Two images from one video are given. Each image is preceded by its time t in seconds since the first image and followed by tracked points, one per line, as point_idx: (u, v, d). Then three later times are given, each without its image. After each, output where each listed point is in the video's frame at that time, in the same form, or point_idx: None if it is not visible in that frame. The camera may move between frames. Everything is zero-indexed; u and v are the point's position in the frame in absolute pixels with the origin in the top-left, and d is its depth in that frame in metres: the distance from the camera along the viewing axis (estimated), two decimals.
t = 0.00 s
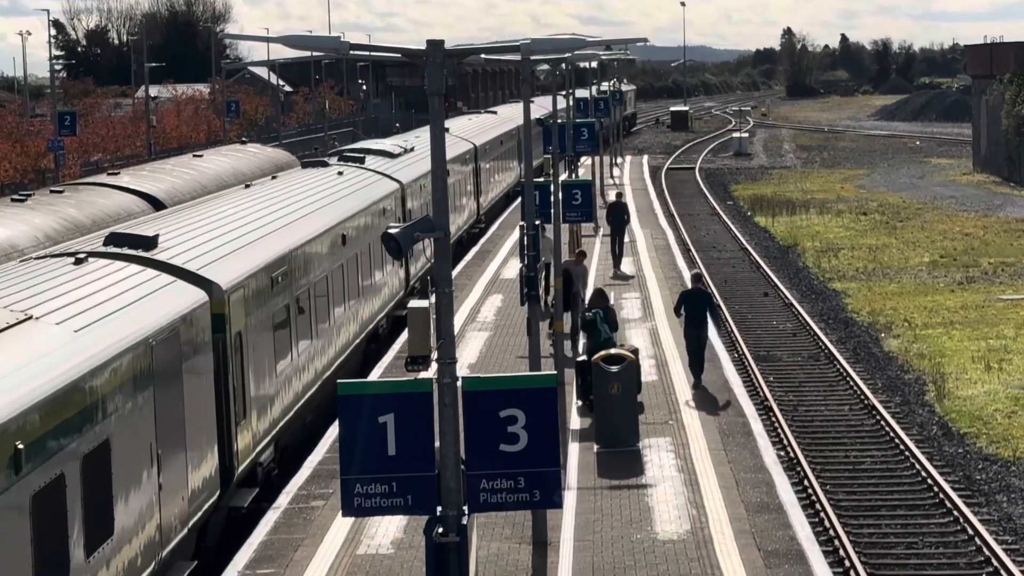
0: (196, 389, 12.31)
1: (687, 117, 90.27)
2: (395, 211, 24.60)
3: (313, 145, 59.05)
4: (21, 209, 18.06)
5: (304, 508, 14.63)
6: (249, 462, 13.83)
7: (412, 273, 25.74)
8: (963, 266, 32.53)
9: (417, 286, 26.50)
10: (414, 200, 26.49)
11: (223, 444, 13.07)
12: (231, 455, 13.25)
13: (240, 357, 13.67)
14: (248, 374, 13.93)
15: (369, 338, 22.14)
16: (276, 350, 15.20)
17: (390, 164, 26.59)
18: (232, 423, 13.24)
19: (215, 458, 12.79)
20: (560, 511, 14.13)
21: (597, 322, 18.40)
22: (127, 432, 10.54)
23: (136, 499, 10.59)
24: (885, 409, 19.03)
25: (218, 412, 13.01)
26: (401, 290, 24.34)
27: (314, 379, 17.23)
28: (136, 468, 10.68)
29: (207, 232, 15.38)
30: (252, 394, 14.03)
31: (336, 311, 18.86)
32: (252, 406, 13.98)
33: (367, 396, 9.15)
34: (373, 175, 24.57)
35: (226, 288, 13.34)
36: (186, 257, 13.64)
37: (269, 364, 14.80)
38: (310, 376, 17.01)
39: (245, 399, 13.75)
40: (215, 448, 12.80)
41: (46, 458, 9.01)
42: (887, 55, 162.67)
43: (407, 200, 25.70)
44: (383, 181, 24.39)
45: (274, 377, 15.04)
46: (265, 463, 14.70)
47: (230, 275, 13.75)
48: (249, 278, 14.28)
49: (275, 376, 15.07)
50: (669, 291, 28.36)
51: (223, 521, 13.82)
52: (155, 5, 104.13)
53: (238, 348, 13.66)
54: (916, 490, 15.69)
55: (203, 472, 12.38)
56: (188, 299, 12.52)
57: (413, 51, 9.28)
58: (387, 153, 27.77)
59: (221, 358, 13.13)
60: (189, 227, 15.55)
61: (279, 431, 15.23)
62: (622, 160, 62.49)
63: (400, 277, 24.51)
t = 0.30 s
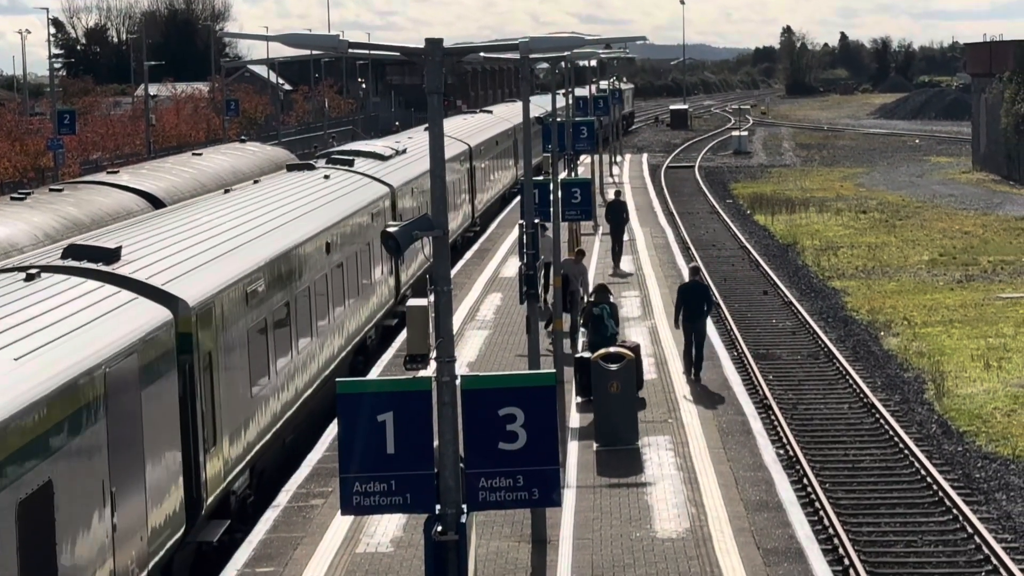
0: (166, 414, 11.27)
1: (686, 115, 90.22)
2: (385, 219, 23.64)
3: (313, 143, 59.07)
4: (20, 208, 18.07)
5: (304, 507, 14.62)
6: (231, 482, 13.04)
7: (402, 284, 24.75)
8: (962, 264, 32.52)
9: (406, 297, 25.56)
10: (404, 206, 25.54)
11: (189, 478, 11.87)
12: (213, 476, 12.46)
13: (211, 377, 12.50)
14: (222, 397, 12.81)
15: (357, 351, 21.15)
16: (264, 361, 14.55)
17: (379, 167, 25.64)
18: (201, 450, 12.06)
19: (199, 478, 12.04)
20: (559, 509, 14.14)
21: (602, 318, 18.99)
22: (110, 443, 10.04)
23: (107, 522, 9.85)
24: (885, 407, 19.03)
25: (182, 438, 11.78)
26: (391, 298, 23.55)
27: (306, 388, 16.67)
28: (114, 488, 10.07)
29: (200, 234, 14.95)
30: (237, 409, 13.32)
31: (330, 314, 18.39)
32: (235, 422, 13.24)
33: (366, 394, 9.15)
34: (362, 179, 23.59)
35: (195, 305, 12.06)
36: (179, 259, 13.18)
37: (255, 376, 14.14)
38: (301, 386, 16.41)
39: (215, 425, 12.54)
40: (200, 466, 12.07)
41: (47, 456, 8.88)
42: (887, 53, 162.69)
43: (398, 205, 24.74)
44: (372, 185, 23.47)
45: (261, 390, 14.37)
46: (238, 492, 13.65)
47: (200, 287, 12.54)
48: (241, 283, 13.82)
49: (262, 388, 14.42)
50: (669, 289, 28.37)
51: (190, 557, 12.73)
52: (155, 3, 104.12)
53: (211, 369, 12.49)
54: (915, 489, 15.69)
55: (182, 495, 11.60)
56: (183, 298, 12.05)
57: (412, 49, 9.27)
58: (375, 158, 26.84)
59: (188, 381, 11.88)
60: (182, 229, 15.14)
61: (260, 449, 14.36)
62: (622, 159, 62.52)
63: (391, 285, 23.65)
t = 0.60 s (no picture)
0: (126, 446, 10.31)
1: (686, 115, 90.21)
2: (376, 225, 22.59)
3: (314, 143, 59.02)
4: (21, 208, 18.05)
5: (305, 506, 14.63)
6: (219, 495, 12.71)
7: (394, 294, 23.71)
8: (962, 263, 32.48)
9: (398, 307, 24.51)
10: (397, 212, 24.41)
11: (151, 515, 10.86)
12: (200, 490, 12.09)
13: (177, 409, 11.49)
14: (190, 426, 11.80)
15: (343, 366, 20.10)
16: (254, 368, 14.27)
17: (372, 171, 24.50)
18: (167, 482, 11.09)
19: (188, 490, 11.71)
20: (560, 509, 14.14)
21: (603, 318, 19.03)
22: (108, 445, 9.93)
23: (90, 538, 9.56)
24: (885, 406, 19.03)
25: (145, 466, 10.78)
26: (381, 308, 22.70)
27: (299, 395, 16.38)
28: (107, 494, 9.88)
29: (193, 237, 14.77)
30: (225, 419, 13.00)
31: (325, 318, 18.17)
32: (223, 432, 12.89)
33: (367, 393, 9.16)
34: (351, 184, 22.53)
35: (159, 325, 11.05)
36: (171, 263, 13.02)
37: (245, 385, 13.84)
38: (288, 400, 15.80)
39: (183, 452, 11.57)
40: (189, 478, 11.74)
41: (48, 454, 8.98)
42: (887, 53, 162.69)
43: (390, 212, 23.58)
44: (362, 190, 22.41)
45: (251, 399, 14.05)
46: (211, 525, 12.66)
47: (167, 305, 11.55)
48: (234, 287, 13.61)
49: (252, 397, 14.11)
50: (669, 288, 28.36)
51: None
52: (155, 3, 104.09)
53: (177, 395, 11.50)
54: (916, 488, 15.69)
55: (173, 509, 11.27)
56: (178, 299, 11.91)
57: (413, 49, 9.27)
58: (367, 162, 25.70)
59: (150, 408, 10.88)
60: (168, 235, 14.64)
61: (239, 474, 13.57)
62: (623, 158, 62.47)
63: (381, 293, 22.76)
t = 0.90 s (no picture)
0: (81, 487, 9.29)
1: (688, 115, 90.21)
2: (367, 234, 21.48)
3: (316, 143, 59.05)
4: (23, 208, 18.06)
5: (307, 507, 14.63)
6: (217, 501, 12.54)
7: (387, 304, 22.60)
8: (965, 264, 32.49)
9: (391, 318, 23.44)
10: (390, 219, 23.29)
11: (109, 559, 9.75)
12: (196, 496, 11.91)
13: (139, 445, 10.39)
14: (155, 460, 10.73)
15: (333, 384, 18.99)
16: (253, 371, 14.12)
17: (364, 177, 23.36)
18: (128, 524, 9.99)
19: (184, 497, 11.54)
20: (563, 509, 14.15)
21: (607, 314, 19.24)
22: (73, 474, 9.16)
23: None
24: (888, 406, 19.03)
25: (101, 507, 9.70)
26: (375, 321, 21.70)
27: (299, 397, 16.24)
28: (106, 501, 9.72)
29: (190, 239, 14.68)
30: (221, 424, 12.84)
31: (324, 323, 17.84)
32: (218, 437, 12.71)
33: (370, 394, 9.16)
34: (341, 190, 21.42)
35: (118, 350, 10.01)
36: (168, 265, 12.93)
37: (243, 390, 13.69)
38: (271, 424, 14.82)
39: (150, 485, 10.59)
40: (185, 484, 11.58)
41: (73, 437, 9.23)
42: (889, 54, 162.69)
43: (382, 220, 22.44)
44: (351, 197, 21.27)
45: (249, 404, 13.89)
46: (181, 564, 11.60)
47: (130, 331, 10.49)
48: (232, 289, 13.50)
49: (251, 401, 13.95)
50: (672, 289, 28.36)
51: None
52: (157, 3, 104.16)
53: (140, 428, 10.45)
54: (919, 488, 15.69)
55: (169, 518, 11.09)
56: (174, 303, 11.81)
57: (416, 49, 9.26)
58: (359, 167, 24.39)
59: (109, 444, 9.81)
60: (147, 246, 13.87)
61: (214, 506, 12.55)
62: (625, 158, 62.49)
63: (374, 304, 21.70)
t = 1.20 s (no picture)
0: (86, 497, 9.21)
1: (691, 116, 90.22)
2: (357, 242, 20.42)
3: (319, 145, 59.11)
4: (26, 210, 18.08)
5: (310, 509, 14.63)
6: (215, 509, 12.40)
7: (377, 317, 21.56)
8: (968, 265, 32.48)
9: (383, 332, 22.43)
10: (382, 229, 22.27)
11: None
12: (183, 515, 11.48)
13: (90, 486, 9.29)
14: (110, 498, 9.67)
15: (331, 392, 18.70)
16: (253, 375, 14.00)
17: (355, 183, 22.36)
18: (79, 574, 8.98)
19: (182, 505, 11.42)
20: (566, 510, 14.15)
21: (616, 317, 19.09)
22: (20, 520, 8.14)
23: None
24: (891, 408, 19.02)
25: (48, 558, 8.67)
26: (365, 335, 20.64)
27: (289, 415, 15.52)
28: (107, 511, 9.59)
29: (193, 240, 14.61)
30: (221, 430, 12.71)
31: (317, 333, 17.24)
32: (218, 443, 12.59)
33: (373, 395, 9.15)
34: (332, 199, 20.35)
35: (70, 383, 8.94)
36: (163, 271, 12.58)
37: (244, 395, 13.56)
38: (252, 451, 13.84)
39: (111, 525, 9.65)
40: (183, 491, 11.46)
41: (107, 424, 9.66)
42: (893, 55, 162.61)
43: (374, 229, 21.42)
44: (341, 205, 20.18)
45: (249, 409, 13.76)
46: None
47: (85, 359, 9.43)
48: (235, 292, 13.39)
49: (250, 406, 13.83)
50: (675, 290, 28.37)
51: None
52: (159, 5, 104.33)
53: (96, 465, 9.43)
54: (922, 490, 15.67)
55: (166, 527, 10.98)
56: (176, 306, 11.72)
57: (419, 51, 9.26)
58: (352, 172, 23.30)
59: (62, 487, 8.78)
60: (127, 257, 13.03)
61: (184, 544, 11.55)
62: (628, 160, 62.51)
63: (364, 319, 20.60)
